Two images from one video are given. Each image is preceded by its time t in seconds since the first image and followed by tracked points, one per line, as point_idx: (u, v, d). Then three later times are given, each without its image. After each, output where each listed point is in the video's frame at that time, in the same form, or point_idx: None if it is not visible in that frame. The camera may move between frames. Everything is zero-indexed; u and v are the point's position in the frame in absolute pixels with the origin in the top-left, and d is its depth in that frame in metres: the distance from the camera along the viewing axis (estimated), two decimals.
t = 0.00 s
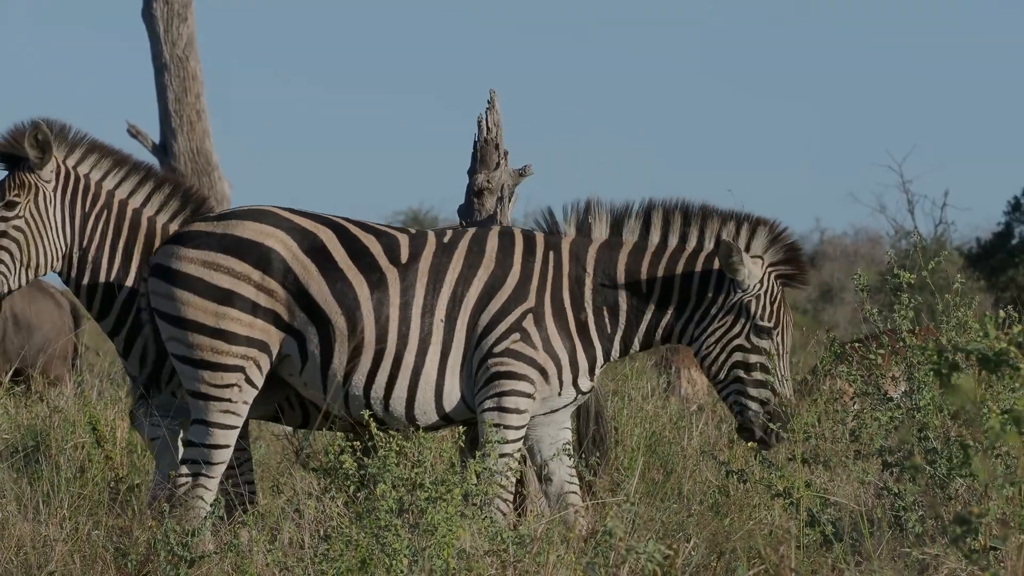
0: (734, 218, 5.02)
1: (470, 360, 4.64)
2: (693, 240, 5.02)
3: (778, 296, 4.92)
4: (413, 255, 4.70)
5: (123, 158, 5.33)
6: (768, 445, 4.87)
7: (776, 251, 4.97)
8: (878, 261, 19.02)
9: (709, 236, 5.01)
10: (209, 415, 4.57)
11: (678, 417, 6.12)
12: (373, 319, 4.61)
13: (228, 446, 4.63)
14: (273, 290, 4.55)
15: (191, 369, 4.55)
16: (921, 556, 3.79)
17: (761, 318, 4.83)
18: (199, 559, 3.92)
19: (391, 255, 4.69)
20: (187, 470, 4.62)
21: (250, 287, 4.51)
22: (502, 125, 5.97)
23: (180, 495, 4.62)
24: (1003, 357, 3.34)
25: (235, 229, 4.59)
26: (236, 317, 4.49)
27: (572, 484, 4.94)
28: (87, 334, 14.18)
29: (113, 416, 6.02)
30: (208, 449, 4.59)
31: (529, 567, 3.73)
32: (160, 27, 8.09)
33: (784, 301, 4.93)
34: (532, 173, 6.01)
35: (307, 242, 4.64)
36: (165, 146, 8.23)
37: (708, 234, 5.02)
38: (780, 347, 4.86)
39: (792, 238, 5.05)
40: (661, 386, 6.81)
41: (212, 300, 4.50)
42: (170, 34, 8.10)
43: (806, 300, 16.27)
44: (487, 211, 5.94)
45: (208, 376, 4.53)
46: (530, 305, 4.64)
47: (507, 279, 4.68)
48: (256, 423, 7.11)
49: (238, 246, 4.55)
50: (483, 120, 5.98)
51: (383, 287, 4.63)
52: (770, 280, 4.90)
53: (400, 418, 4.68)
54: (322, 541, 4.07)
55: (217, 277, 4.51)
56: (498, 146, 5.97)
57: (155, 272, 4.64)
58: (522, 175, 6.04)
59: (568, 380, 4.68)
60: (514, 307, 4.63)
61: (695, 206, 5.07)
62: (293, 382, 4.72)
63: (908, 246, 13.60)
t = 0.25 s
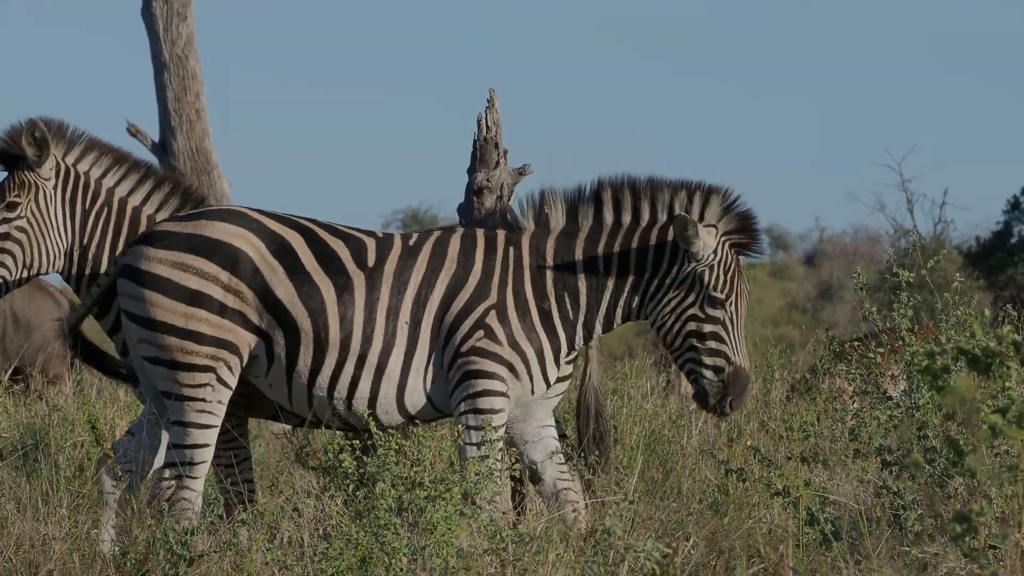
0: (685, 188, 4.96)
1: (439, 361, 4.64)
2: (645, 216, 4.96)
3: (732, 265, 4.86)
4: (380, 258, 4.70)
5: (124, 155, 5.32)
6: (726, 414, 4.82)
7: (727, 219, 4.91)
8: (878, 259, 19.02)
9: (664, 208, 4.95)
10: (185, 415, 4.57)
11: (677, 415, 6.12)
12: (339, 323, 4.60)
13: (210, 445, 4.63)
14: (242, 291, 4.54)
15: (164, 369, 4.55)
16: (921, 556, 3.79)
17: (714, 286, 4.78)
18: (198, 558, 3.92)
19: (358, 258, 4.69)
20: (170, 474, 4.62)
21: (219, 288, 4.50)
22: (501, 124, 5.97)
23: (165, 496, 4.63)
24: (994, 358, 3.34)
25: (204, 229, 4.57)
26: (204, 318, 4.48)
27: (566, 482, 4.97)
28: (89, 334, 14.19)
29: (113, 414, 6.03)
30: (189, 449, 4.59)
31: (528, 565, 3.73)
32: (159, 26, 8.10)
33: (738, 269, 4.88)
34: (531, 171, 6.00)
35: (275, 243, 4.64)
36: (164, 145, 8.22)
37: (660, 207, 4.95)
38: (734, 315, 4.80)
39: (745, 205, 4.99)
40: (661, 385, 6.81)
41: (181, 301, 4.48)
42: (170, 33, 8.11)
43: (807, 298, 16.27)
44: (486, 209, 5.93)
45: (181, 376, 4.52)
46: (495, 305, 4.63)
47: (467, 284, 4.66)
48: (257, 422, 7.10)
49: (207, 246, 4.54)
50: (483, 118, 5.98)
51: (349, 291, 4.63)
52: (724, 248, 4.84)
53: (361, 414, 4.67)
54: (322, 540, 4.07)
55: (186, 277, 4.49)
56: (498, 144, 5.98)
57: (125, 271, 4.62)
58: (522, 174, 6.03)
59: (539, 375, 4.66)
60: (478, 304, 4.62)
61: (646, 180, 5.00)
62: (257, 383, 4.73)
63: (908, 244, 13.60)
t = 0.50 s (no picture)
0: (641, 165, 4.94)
1: (412, 360, 4.64)
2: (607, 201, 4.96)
3: (689, 234, 4.80)
4: (355, 256, 4.71)
5: (124, 153, 5.32)
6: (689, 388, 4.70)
7: (682, 192, 4.87)
8: (878, 258, 19.02)
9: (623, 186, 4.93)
10: (168, 411, 4.58)
11: (677, 414, 6.12)
12: (313, 319, 4.60)
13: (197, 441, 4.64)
14: (217, 287, 4.53)
15: (144, 367, 4.55)
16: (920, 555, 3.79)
17: (669, 255, 4.71)
18: (198, 557, 3.92)
19: (334, 256, 4.70)
20: (161, 472, 4.65)
21: (194, 285, 4.49)
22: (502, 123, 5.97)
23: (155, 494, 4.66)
24: (985, 358, 3.33)
25: (181, 227, 4.58)
26: (181, 315, 4.48)
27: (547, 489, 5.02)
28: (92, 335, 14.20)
29: (113, 414, 6.03)
30: (176, 446, 4.60)
31: (527, 564, 3.73)
32: (159, 25, 8.11)
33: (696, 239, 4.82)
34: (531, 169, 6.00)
35: (252, 240, 4.65)
36: (164, 143, 8.21)
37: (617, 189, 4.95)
38: (693, 284, 4.73)
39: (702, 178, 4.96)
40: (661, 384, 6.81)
41: (157, 298, 4.48)
42: (170, 31, 8.11)
43: (807, 297, 16.27)
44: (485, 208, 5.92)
45: (161, 374, 4.52)
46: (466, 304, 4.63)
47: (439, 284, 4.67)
48: (257, 421, 7.10)
49: (184, 243, 4.55)
50: (483, 117, 5.98)
51: (324, 286, 4.63)
52: (679, 218, 4.80)
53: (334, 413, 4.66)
54: (322, 539, 4.08)
55: (162, 274, 4.49)
56: (497, 144, 5.98)
57: (102, 270, 4.63)
58: (521, 173, 6.03)
59: (512, 375, 4.67)
60: (450, 304, 4.62)
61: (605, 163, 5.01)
62: (227, 382, 4.72)
63: (908, 243, 13.60)
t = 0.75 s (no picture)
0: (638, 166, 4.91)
1: (415, 358, 4.62)
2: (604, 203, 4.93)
3: (679, 234, 4.73)
4: (355, 257, 4.71)
5: (121, 153, 5.31)
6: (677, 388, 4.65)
7: (675, 190, 4.82)
8: (877, 257, 19.03)
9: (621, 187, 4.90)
10: (169, 412, 4.60)
11: (677, 413, 6.12)
12: (312, 320, 4.60)
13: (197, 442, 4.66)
14: (218, 288, 4.55)
15: (145, 368, 4.58)
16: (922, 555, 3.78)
17: (656, 253, 4.65)
18: (197, 556, 3.92)
19: (333, 256, 4.70)
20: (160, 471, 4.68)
21: (195, 286, 4.52)
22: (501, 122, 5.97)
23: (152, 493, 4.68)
24: (980, 358, 3.33)
25: (182, 228, 4.60)
26: (182, 316, 4.50)
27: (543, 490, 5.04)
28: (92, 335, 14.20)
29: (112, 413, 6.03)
30: (175, 446, 4.62)
31: (527, 563, 3.73)
32: (158, 24, 8.10)
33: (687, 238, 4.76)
34: (530, 169, 6.00)
35: (252, 241, 4.66)
36: (163, 143, 8.21)
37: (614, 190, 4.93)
38: (683, 282, 4.66)
39: (695, 178, 4.91)
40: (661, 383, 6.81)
41: (158, 299, 4.51)
42: (169, 31, 8.11)
43: (807, 296, 16.27)
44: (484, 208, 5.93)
45: (162, 375, 4.55)
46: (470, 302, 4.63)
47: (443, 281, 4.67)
48: (256, 420, 7.10)
49: (185, 245, 4.57)
50: (482, 117, 5.99)
51: (324, 286, 4.64)
52: (670, 217, 4.74)
53: (335, 413, 4.66)
54: (322, 537, 4.08)
55: (163, 275, 4.52)
56: (497, 143, 5.99)
57: (103, 272, 4.66)
58: (521, 172, 6.03)
59: (514, 372, 4.66)
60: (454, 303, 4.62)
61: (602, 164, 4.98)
62: (226, 383, 4.73)
63: (907, 242, 13.59)
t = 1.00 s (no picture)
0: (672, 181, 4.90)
1: (438, 354, 4.64)
2: (636, 211, 4.94)
3: (704, 253, 4.73)
4: (375, 253, 4.71)
5: (122, 153, 5.31)
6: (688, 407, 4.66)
7: (706, 210, 4.81)
8: (876, 256, 19.04)
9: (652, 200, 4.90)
10: (187, 412, 4.60)
11: (677, 412, 6.13)
12: (334, 318, 4.61)
13: (211, 442, 4.66)
14: (240, 288, 4.56)
15: (165, 367, 4.60)
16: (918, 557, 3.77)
17: (680, 272, 4.64)
18: (197, 555, 3.92)
19: (353, 253, 4.70)
20: (169, 468, 4.66)
21: (217, 287, 4.53)
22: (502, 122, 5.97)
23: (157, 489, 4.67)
24: (981, 357, 3.33)
25: (204, 228, 4.62)
26: (204, 316, 4.52)
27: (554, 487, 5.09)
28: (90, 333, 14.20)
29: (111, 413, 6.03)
30: (189, 446, 4.61)
31: (527, 562, 3.74)
32: (158, 24, 8.10)
33: (711, 260, 4.75)
34: (530, 168, 6.01)
35: (274, 240, 4.67)
36: (163, 142, 8.22)
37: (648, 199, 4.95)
38: (702, 303, 4.66)
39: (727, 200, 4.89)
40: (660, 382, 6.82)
41: (180, 299, 4.53)
42: (169, 31, 8.11)
43: (806, 295, 16.28)
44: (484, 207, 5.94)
45: (183, 374, 4.56)
46: (492, 297, 4.63)
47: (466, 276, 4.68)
48: (256, 420, 7.10)
49: (207, 245, 4.58)
50: (481, 116, 5.98)
51: (345, 284, 4.64)
52: (697, 236, 4.73)
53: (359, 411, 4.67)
54: (322, 537, 4.08)
55: (185, 275, 4.54)
56: (497, 142, 5.98)
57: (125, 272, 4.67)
58: (521, 171, 6.04)
59: (536, 369, 4.66)
60: (475, 298, 4.62)
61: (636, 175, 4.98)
62: (251, 384, 4.73)
63: (906, 241, 13.60)
